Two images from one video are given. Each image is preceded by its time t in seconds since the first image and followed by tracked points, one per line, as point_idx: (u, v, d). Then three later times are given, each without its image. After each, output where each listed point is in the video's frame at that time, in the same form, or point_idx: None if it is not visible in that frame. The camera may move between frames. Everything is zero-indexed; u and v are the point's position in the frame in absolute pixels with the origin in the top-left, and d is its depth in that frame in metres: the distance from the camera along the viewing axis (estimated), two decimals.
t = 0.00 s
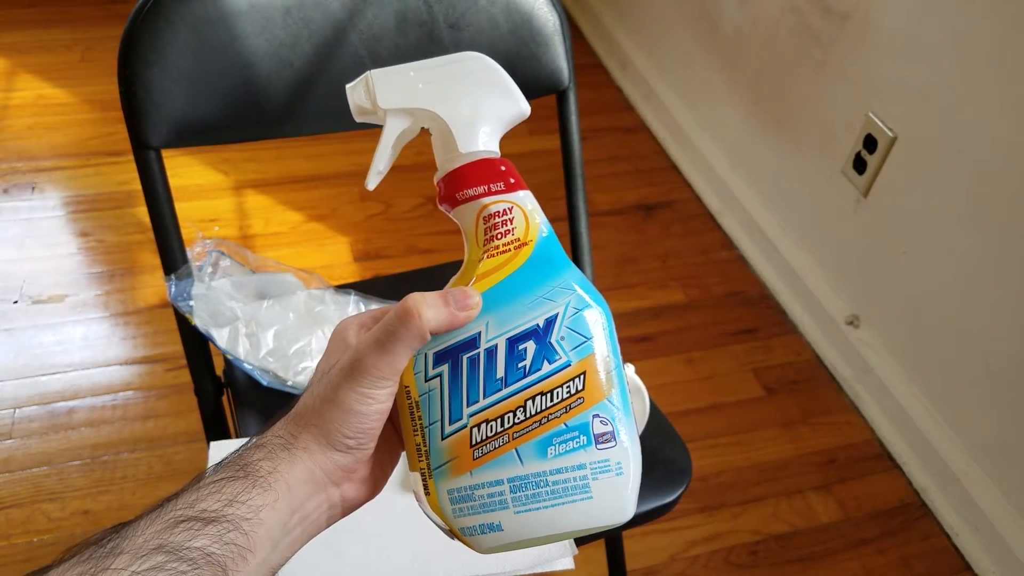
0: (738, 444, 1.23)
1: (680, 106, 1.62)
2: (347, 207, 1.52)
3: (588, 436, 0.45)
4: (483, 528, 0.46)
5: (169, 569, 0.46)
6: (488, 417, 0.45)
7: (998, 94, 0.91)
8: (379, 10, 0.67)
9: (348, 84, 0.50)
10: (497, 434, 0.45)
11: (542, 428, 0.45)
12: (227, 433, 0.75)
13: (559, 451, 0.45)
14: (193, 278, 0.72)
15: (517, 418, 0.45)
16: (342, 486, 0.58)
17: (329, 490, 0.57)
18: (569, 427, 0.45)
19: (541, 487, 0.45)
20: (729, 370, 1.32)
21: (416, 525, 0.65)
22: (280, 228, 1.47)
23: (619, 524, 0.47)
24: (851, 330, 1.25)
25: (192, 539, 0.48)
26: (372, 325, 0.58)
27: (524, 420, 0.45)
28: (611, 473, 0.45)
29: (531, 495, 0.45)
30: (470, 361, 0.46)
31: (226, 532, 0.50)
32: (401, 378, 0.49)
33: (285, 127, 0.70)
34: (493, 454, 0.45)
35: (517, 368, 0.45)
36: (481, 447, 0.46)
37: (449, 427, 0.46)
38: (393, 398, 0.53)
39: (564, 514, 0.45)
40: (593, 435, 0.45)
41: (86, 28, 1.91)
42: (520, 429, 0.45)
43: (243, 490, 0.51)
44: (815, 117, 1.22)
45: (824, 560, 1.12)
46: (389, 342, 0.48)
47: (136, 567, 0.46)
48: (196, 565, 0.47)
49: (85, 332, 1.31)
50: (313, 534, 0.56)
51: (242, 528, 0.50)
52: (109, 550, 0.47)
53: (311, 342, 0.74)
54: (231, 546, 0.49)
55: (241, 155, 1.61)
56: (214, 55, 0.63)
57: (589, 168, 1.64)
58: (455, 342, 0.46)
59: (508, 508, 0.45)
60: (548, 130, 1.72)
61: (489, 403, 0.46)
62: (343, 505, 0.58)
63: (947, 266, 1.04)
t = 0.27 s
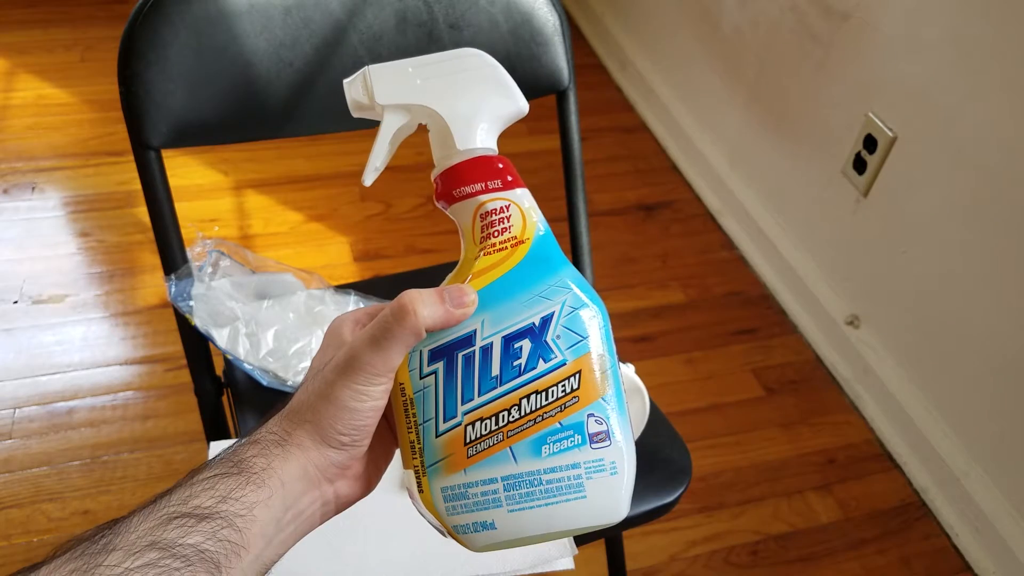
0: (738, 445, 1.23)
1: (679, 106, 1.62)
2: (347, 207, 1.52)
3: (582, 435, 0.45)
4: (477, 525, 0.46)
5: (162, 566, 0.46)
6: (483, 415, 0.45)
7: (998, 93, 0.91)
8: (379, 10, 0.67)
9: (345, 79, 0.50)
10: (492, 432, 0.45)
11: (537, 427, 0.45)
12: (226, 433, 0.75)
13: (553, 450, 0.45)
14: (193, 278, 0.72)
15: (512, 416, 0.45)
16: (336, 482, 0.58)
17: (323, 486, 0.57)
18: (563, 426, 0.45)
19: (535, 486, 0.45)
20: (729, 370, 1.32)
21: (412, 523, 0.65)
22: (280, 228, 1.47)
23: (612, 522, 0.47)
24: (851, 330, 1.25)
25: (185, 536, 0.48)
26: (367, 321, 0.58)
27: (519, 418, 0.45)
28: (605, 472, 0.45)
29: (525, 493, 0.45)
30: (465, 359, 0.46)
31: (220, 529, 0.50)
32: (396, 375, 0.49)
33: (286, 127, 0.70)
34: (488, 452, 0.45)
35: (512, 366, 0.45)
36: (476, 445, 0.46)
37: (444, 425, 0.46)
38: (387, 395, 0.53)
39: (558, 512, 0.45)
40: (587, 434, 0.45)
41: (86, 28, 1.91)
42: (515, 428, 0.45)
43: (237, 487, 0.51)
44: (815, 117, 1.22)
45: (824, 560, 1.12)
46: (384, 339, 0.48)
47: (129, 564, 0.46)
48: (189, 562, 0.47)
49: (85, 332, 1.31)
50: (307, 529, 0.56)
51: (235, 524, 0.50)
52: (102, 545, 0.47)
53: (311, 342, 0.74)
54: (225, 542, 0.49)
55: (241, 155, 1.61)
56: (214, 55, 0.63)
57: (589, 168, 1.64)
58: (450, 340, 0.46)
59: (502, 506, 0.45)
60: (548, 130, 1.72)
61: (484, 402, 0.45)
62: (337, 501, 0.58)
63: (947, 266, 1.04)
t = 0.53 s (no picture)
0: (738, 445, 1.22)
1: (679, 106, 1.62)
2: (347, 207, 1.52)
3: (585, 432, 0.45)
4: (480, 523, 0.46)
5: (163, 564, 0.46)
6: (485, 412, 0.45)
7: (998, 93, 0.91)
8: (379, 10, 0.67)
9: (347, 74, 0.51)
10: (494, 430, 0.45)
11: (539, 424, 0.45)
12: (226, 433, 0.75)
13: (556, 447, 0.45)
14: (193, 278, 0.72)
15: (514, 414, 0.45)
16: (337, 480, 0.58)
17: (324, 484, 0.57)
18: (566, 423, 0.45)
19: (538, 483, 0.45)
20: (729, 370, 1.32)
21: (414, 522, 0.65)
22: (280, 228, 1.47)
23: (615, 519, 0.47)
24: (851, 330, 1.25)
25: (186, 534, 0.48)
26: (368, 318, 0.58)
27: (521, 415, 0.45)
28: (609, 469, 0.45)
29: (528, 490, 0.45)
30: (468, 356, 0.46)
31: (221, 527, 0.50)
32: (398, 372, 0.49)
33: (286, 127, 0.70)
34: (490, 449, 0.45)
35: (515, 363, 0.45)
36: (478, 442, 0.46)
37: (446, 422, 0.46)
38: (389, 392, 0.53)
39: (561, 510, 0.45)
40: (590, 431, 0.45)
41: (86, 28, 1.91)
42: (517, 425, 0.45)
43: (238, 485, 0.51)
44: (815, 117, 1.22)
45: (824, 560, 1.12)
46: (386, 336, 0.48)
47: (130, 562, 0.46)
48: (190, 560, 0.47)
49: (85, 332, 1.31)
50: (309, 527, 0.56)
51: (237, 522, 0.50)
52: (103, 543, 0.47)
53: (311, 342, 0.74)
54: (226, 540, 0.49)
55: (241, 155, 1.61)
56: (214, 56, 0.63)
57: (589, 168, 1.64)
58: (453, 337, 0.46)
59: (504, 504, 0.45)
60: (547, 130, 1.72)
61: (486, 399, 0.45)
62: (338, 499, 0.58)
63: (947, 266, 1.04)
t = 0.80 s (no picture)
0: (738, 445, 1.22)
1: (679, 106, 1.62)
2: (347, 207, 1.52)
3: (584, 432, 0.45)
4: (479, 525, 0.46)
5: (162, 569, 0.46)
6: (484, 413, 0.45)
7: (998, 93, 0.91)
8: (379, 10, 0.67)
9: (342, 75, 0.51)
10: (493, 430, 0.45)
11: (538, 424, 0.45)
12: (226, 433, 0.75)
13: (555, 447, 0.45)
14: (193, 278, 0.72)
15: (513, 414, 0.45)
16: (337, 483, 0.58)
17: (323, 487, 0.57)
18: (565, 423, 0.45)
19: (537, 484, 0.45)
20: (729, 370, 1.32)
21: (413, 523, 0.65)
22: (280, 228, 1.47)
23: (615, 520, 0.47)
24: (851, 330, 1.25)
25: (184, 539, 0.48)
26: (366, 320, 0.58)
27: (520, 415, 0.45)
28: (608, 469, 0.45)
29: (527, 491, 0.45)
30: (466, 356, 0.46)
31: (219, 531, 0.50)
32: (396, 373, 0.49)
33: (286, 127, 0.70)
34: (489, 450, 0.45)
35: (513, 363, 0.45)
36: (477, 443, 0.46)
37: (445, 423, 0.46)
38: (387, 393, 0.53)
39: (561, 510, 0.45)
40: (589, 430, 0.45)
41: (86, 28, 1.91)
42: (516, 425, 0.45)
43: (236, 489, 0.51)
44: (815, 117, 1.22)
45: (824, 560, 1.12)
46: (384, 337, 0.48)
47: (128, 567, 0.46)
48: (188, 565, 0.47)
49: (85, 332, 1.31)
50: (307, 532, 0.56)
51: (235, 527, 0.50)
52: (101, 549, 0.47)
53: (311, 342, 0.74)
54: (224, 545, 0.49)
55: (241, 155, 1.61)
56: (214, 56, 0.63)
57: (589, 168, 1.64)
58: (450, 337, 0.46)
59: (504, 505, 0.45)
60: (547, 130, 1.72)
61: (485, 399, 0.45)
62: (337, 503, 0.58)
63: (946, 265, 1.04)
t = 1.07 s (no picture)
0: (738, 445, 1.23)
1: (680, 106, 1.62)
2: (347, 207, 1.52)
3: (581, 425, 0.45)
4: (478, 519, 0.46)
5: (162, 565, 0.46)
6: (481, 408, 0.45)
7: (998, 93, 0.91)
8: (379, 10, 0.67)
9: (336, 80, 0.51)
10: (489, 425, 0.45)
11: (535, 418, 0.45)
12: (226, 433, 0.75)
13: (552, 440, 0.45)
14: (193, 278, 0.72)
15: (509, 409, 0.45)
16: (336, 482, 0.58)
17: (323, 485, 0.57)
18: (562, 417, 0.45)
19: (535, 478, 0.45)
20: (729, 370, 1.32)
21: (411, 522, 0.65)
22: (280, 228, 1.47)
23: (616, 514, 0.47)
24: (851, 330, 1.25)
25: (184, 536, 0.48)
26: (362, 319, 0.58)
27: (516, 410, 0.45)
28: (606, 461, 0.45)
29: (525, 485, 0.45)
30: (462, 352, 0.46)
31: (219, 528, 0.50)
32: (392, 370, 0.49)
33: (286, 127, 0.70)
34: (486, 445, 0.45)
35: (509, 358, 0.45)
36: (474, 438, 0.46)
37: (442, 419, 0.46)
38: (384, 390, 0.53)
39: (559, 504, 0.45)
40: (586, 424, 0.45)
41: (86, 28, 1.91)
42: (513, 419, 0.45)
43: (235, 486, 0.51)
44: (816, 117, 1.22)
45: (823, 560, 1.12)
46: (379, 333, 0.48)
47: (128, 564, 0.46)
48: (189, 562, 0.47)
49: (85, 332, 1.31)
50: (307, 530, 0.56)
51: (235, 524, 0.50)
52: (100, 546, 0.47)
53: (311, 342, 0.74)
54: (224, 542, 0.49)
55: (242, 155, 1.61)
56: (214, 56, 0.63)
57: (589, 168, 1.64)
58: (446, 333, 0.46)
59: (502, 499, 0.45)
60: (547, 130, 1.72)
61: (481, 394, 0.46)
62: (338, 501, 0.58)
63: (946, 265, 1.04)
